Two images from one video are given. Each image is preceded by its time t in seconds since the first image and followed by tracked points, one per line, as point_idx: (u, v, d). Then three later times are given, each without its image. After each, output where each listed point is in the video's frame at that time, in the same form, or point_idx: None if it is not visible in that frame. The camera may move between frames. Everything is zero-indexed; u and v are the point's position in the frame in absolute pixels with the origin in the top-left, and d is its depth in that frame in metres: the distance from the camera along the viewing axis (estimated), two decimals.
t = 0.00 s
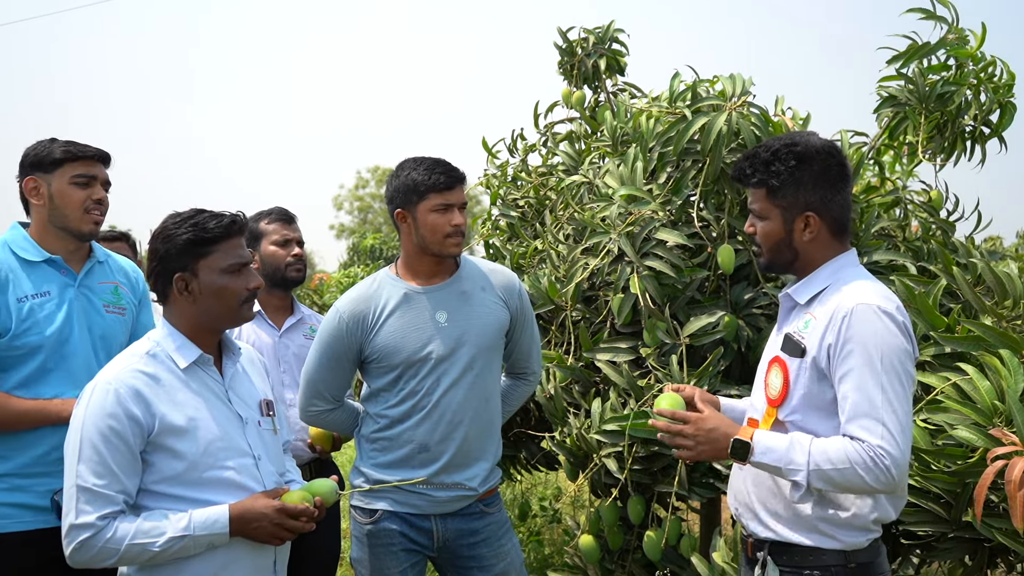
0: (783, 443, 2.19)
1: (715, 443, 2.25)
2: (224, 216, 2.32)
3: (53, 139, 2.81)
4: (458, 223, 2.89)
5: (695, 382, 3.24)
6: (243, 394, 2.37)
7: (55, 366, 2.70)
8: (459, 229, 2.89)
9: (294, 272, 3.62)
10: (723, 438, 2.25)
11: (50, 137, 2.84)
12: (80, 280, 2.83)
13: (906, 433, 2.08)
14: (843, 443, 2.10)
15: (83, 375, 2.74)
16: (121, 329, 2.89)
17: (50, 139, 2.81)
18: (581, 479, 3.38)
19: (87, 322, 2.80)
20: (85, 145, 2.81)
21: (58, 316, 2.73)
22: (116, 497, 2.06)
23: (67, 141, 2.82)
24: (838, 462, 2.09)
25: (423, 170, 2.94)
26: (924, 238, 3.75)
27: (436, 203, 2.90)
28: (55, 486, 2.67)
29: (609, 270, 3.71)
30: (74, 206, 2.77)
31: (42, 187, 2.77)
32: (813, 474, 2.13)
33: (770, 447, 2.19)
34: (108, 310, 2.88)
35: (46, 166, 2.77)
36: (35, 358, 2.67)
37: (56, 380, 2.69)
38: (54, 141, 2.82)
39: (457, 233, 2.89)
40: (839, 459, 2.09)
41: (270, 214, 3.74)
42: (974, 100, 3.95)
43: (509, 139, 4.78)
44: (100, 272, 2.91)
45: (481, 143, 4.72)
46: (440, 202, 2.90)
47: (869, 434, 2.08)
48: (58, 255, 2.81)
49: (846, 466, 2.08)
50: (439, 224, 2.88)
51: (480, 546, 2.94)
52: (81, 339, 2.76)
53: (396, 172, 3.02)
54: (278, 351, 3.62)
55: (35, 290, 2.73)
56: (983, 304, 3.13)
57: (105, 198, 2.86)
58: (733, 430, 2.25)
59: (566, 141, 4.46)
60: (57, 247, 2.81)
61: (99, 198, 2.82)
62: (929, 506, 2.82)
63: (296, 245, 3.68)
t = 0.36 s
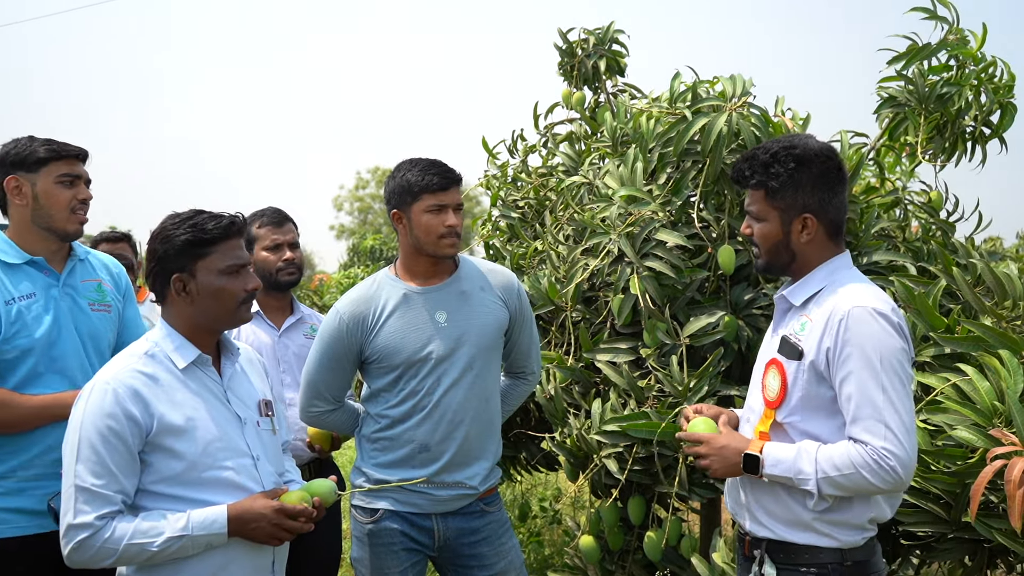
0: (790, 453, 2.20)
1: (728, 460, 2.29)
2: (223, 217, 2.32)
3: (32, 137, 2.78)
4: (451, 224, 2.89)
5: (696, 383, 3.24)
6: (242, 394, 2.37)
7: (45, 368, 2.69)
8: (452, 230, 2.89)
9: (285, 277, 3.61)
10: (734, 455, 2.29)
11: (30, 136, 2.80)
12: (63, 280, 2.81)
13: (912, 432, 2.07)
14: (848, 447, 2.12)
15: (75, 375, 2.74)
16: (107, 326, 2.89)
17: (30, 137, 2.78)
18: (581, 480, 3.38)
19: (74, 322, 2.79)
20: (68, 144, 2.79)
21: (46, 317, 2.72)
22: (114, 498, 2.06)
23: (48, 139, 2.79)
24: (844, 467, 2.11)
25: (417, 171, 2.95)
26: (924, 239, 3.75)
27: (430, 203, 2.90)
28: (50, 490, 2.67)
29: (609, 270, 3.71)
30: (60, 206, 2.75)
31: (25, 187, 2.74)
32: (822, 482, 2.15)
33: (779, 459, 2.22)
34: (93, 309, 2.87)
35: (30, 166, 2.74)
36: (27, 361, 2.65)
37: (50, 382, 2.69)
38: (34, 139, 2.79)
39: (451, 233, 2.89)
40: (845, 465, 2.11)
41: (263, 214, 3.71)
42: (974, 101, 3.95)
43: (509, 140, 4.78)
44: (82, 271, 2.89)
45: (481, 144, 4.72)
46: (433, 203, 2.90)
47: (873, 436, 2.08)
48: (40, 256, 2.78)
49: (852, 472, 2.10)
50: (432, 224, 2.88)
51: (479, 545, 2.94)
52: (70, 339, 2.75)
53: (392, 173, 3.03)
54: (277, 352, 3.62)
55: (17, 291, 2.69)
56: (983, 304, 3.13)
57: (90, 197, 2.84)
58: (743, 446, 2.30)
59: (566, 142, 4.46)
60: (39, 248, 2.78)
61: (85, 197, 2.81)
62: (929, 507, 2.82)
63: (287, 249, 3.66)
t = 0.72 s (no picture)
0: (802, 455, 2.20)
1: (738, 464, 2.28)
2: (223, 218, 2.32)
3: (17, 137, 2.76)
4: (444, 222, 2.89)
5: (696, 383, 3.24)
6: (243, 394, 2.37)
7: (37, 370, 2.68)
8: (444, 228, 2.88)
9: (279, 281, 3.62)
10: (745, 458, 2.28)
11: (15, 136, 2.79)
12: (51, 281, 2.80)
13: (921, 429, 2.08)
14: (858, 447, 2.12)
15: (69, 375, 2.73)
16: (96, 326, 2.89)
17: (14, 137, 2.77)
18: (581, 480, 3.38)
19: (64, 323, 2.79)
20: (53, 143, 2.78)
21: (36, 318, 2.70)
22: (115, 497, 2.06)
23: (33, 138, 2.77)
24: (856, 468, 2.12)
25: (409, 171, 2.97)
26: (925, 239, 3.75)
27: (421, 202, 2.90)
28: (49, 492, 2.67)
29: (609, 270, 3.71)
30: (50, 206, 2.74)
31: (12, 188, 2.72)
32: (835, 483, 2.16)
33: (790, 462, 2.22)
34: (82, 309, 2.86)
35: (18, 167, 2.72)
36: (18, 363, 2.64)
37: (43, 383, 2.68)
38: (19, 139, 2.77)
39: (444, 231, 2.88)
40: (856, 465, 2.11)
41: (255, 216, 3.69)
42: (976, 103, 3.96)
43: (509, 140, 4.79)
44: (69, 271, 2.88)
45: (481, 144, 4.72)
46: (425, 201, 2.90)
47: (883, 436, 2.08)
48: (27, 257, 2.77)
49: (864, 472, 2.10)
50: (425, 223, 2.88)
51: (479, 544, 2.94)
52: (62, 339, 2.74)
53: (388, 175, 3.05)
54: (276, 352, 3.63)
55: (6, 293, 2.67)
56: (983, 305, 3.13)
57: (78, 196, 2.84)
58: (754, 450, 2.28)
59: (566, 142, 4.47)
60: (26, 249, 2.76)
61: (73, 197, 2.80)
62: (929, 507, 2.82)
63: (279, 253, 3.64)
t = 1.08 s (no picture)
0: (808, 454, 2.20)
1: (743, 461, 2.27)
2: (224, 219, 2.31)
3: (5, 138, 2.77)
4: (443, 217, 2.89)
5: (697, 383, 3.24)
6: (244, 394, 2.37)
7: (33, 369, 2.67)
8: (443, 224, 2.89)
9: (275, 283, 3.62)
10: (751, 456, 2.28)
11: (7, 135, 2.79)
12: (47, 280, 2.79)
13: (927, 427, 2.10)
14: (865, 446, 2.13)
15: (65, 375, 2.73)
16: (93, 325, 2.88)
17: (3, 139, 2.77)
18: (581, 480, 3.38)
19: (61, 321, 2.78)
20: (42, 143, 2.78)
21: (33, 316, 2.69)
22: (116, 498, 2.06)
23: (20, 138, 2.78)
24: (862, 466, 2.12)
25: (406, 170, 2.97)
26: (925, 240, 3.75)
27: (420, 199, 2.91)
28: (48, 491, 2.67)
29: (609, 271, 3.71)
30: (39, 205, 2.73)
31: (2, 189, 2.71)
32: (842, 482, 2.16)
33: (797, 460, 2.22)
34: (79, 307, 2.85)
35: (7, 167, 2.71)
36: (13, 362, 2.63)
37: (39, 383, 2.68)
38: (6, 140, 2.77)
39: (442, 227, 2.89)
40: (864, 463, 2.12)
41: (254, 216, 3.69)
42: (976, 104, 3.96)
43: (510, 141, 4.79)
44: (65, 271, 2.87)
45: (482, 144, 4.72)
46: (423, 198, 2.91)
47: (890, 434, 2.10)
48: (22, 256, 2.76)
49: (871, 469, 2.11)
50: (423, 220, 2.89)
51: (480, 544, 2.94)
52: (58, 338, 2.74)
53: (388, 175, 3.05)
54: (275, 353, 3.63)
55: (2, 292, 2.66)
56: (984, 305, 3.13)
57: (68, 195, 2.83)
58: (760, 449, 2.28)
59: (566, 143, 4.47)
60: (20, 248, 2.76)
61: (63, 195, 2.79)
62: (929, 507, 2.82)
63: (275, 255, 3.64)
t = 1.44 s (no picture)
0: (809, 449, 2.20)
1: (742, 455, 2.27)
2: (226, 221, 2.31)
3: None
4: (443, 217, 2.90)
5: (697, 384, 3.24)
6: (245, 395, 2.37)
7: (28, 367, 2.66)
8: (442, 223, 2.89)
9: (274, 284, 3.62)
10: (751, 450, 2.27)
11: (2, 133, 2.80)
12: (45, 278, 2.78)
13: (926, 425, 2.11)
14: (866, 442, 2.13)
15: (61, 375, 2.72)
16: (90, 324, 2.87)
17: None
18: (582, 480, 3.38)
19: (58, 320, 2.77)
20: (12, 143, 2.74)
21: (29, 314, 2.68)
22: (118, 498, 2.05)
23: None
24: (863, 462, 2.12)
25: (406, 170, 2.98)
26: (924, 240, 3.76)
27: (420, 199, 2.91)
28: (43, 492, 2.67)
29: (609, 271, 3.71)
30: (16, 206, 2.70)
31: None
32: (842, 477, 2.16)
33: (797, 455, 2.21)
34: (76, 306, 2.84)
35: None
36: (7, 361, 2.63)
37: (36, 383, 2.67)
38: None
39: (442, 227, 2.89)
40: (865, 459, 2.12)
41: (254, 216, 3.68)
42: (975, 104, 3.96)
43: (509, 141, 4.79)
44: (63, 270, 2.86)
45: (481, 144, 4.72)
46: (423, 198, 2.91)
47: (891, 431, 2.10)
48: (20, 255, 2.76)
49: (872, 465, 2.11)
50: (422, 219, 2.89)
51: (480, 545, 2.94)
52: (54, 337, 2.73)
53: (388, 175, 3.05)
54: (273, 354, 3.62)
55: None
56: (984, 306, 3.13)
57: (50, 193, 2.78)
58: (758, 444, 2.27)
59: (566, 143, 4.47)
60: (15, 249, 2.75)
61: (43, 193, 2.74)
62: (930, 508, 2.82)
63: (274, 255, 3.64)
